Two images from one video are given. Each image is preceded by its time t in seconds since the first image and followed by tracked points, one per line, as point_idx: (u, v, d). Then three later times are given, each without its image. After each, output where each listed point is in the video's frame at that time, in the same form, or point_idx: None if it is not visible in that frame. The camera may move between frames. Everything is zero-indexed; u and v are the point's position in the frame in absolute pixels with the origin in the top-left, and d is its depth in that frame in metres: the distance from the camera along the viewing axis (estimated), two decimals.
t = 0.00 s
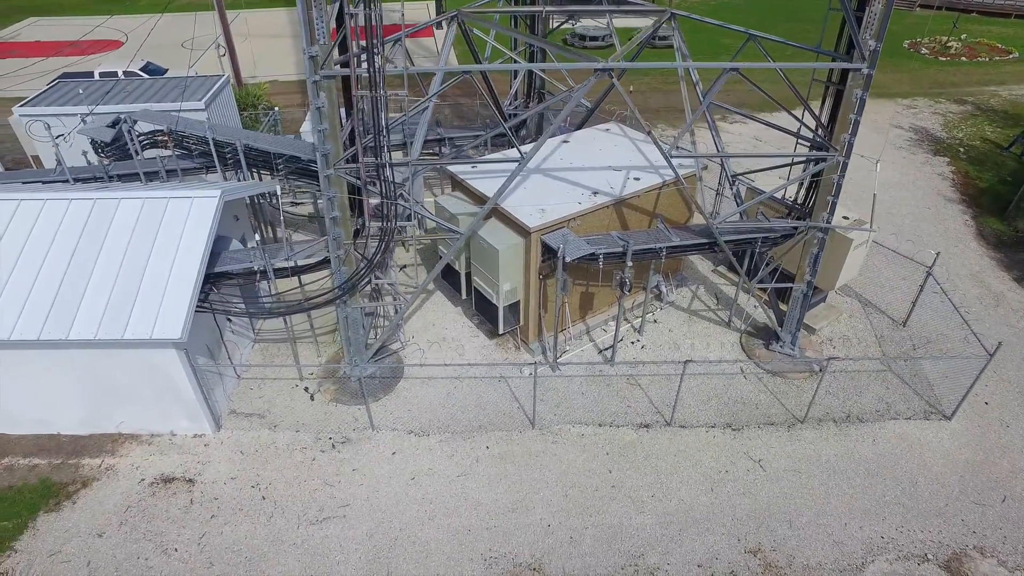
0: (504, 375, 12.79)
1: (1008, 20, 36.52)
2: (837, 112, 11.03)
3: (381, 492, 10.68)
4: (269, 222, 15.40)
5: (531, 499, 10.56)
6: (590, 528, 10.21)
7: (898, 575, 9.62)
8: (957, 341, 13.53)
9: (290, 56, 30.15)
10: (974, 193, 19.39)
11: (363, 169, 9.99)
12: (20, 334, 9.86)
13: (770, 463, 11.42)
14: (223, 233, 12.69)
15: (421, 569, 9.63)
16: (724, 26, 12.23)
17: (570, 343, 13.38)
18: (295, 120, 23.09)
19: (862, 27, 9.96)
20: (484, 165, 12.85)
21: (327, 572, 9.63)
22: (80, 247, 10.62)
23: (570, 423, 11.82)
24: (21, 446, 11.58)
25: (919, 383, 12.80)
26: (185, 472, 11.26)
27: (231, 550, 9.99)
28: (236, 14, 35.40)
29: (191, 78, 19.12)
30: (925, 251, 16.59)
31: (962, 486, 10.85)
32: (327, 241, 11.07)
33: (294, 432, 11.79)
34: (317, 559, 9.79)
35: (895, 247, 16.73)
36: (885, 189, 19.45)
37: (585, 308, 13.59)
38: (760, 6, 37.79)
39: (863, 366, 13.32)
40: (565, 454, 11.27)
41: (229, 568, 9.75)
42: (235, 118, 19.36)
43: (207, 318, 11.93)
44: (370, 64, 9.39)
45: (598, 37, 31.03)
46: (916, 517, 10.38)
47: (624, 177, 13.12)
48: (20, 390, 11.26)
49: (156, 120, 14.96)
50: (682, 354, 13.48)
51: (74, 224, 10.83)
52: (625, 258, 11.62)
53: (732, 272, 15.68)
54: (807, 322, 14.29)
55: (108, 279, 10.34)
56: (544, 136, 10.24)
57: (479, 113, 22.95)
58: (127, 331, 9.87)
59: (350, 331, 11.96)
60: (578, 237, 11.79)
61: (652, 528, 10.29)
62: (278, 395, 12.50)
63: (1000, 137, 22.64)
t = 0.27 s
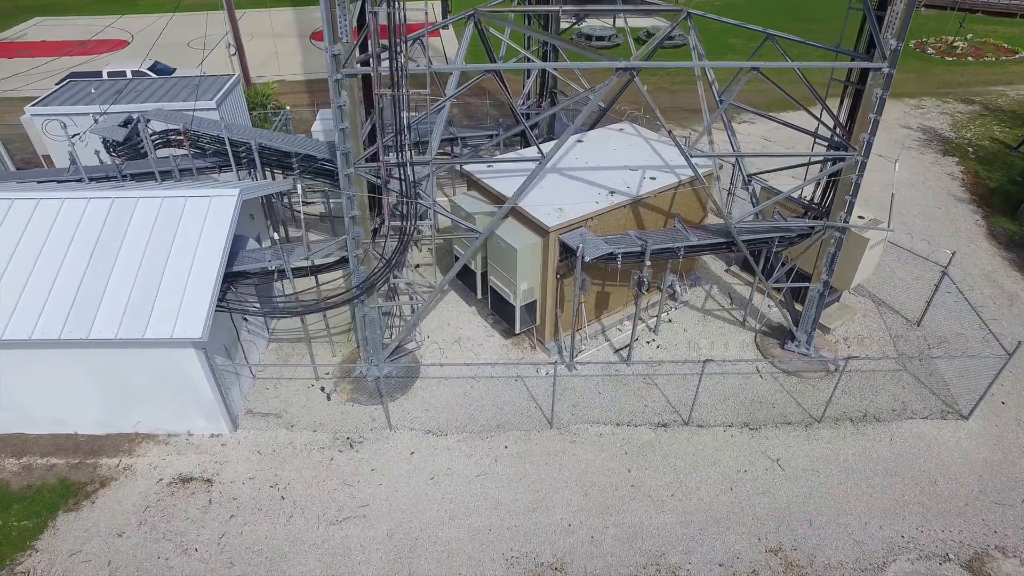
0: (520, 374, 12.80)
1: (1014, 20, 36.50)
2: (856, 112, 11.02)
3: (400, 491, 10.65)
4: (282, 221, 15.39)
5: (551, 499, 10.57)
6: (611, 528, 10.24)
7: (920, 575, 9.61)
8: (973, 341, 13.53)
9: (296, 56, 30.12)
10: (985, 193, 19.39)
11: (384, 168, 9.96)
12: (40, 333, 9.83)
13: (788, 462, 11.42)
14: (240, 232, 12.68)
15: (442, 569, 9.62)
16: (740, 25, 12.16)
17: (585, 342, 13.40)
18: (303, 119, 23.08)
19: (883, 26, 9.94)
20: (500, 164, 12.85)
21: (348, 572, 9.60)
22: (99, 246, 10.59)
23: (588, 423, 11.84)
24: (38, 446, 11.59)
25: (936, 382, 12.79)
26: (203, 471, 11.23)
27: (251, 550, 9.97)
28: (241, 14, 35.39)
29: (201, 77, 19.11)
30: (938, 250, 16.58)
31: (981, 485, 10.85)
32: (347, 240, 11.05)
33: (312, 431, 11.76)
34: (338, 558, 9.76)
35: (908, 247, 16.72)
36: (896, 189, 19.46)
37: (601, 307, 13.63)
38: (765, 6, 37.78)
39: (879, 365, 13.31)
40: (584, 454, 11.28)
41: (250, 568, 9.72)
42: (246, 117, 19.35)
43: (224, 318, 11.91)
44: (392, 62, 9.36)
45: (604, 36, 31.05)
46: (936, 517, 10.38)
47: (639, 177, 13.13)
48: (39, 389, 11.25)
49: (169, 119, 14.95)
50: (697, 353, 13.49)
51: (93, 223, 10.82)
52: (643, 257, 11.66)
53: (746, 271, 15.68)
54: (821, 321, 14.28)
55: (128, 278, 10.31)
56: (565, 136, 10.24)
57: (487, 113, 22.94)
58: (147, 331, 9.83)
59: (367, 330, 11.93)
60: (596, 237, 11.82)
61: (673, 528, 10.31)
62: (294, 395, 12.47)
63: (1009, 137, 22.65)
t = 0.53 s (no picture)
0: (537, 374, 12.81)
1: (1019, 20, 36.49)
2: (874, 112, 11.00)
3: (420, 491, 10.63)
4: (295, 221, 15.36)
5: (571, 499, 10.57)
6: (631, 527, 10.25)
7: (942, 575, 9.59)
8: (989, 341, 13.51)
9: (303, 56, 30.10)
10: (995, 193, 19.39)
11: (405, 167, 9.92)
12: (60, 333, 9.80)
13: (807, 462, 11.42)
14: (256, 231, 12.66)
15: (464, 569, 9.59)
16: (760, 25, 12.06)
17: (601, 342, 13.41)
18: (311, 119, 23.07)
19: (904, 26, 9.93)
20: (516, 163, 12.84)
21: (370, 572, 9.56)
22: (118, 244, 10.56)
23: (606, 423, 11.88)
24: (55, 446, 11.58)
25: (952, 382, 12.79)
26: (221, 472, 11.19)
27: (271, 550, 9.93)
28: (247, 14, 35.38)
29: (212, 76, 19.09)
30: (950, 250, 16.56)
31: (1001, 486, 10.85)
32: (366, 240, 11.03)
33: (329, 431, 11.72)
34: (359, 559, 9.73)
35: (920, 247, 16.70)
36: (906, 189, 19.45)
37: (616, 307, 13.67)
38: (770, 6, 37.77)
39: (895, 365, 13.30)
40: (602, 453, 11.32)
41: (271, 568, 9.68)
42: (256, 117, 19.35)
43: (242, 318, 11.89)
44: (415, 61, 9.33)
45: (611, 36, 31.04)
46: (957, 517, 10.37)
47: (656, 177, 13.14)
48: (56, 389, 11.24)
49: (182, 119, 14.93)
50: (713, 353, 13.50)
51: (112, 222, 10.80)
52: (661, 257, 11.69)
53: (759, 271, 15.67)
54: (836, 321, 14.27)
55: (147, 277, 10.26)
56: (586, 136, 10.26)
57: (496, 112, 22.93)
58: (167, 330, 9.78)
59: (385, 330, 11.94)
60: (613, 237, 11.84)
61: (693, 527, 10.31)
62: (310, 395, 12.41)
63: (1018, 137, 22.64)
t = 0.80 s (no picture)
0: (553, 374, 12.83)
1: None
2: (892, 112, 10.99)
3: (438, 492, 10.61)
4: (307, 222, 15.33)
5: (589, 499, 10.57)
6: (651, 528, 10.26)
7: None
8: (1003, 341, 13.51)
9: (309, 56, 30.07)
10: (1005, 193, 19.39)
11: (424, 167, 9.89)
12: (80, 333, 9.77)
13: (824, 462, 11.41)
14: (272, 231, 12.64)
15: (485, 569, 9.57)
16: (776, 25, 12.00)
17: (616, 343, 13.43)
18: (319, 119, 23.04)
19: (924, 26, 9.91)
20: (532, 164, 12.84)
21: (390, 573, 9.53)
22: (136, 244, 10.53)
23: (623, 423, 11.90)
24: (72, 447, 11.58)
25: (967, 382, 12.79)
26: (238, 472, 11.15)
27: (291, 551, 9.89)
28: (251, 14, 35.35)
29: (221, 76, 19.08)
30: (962, 250, 16.55)
31: (1019, 486, 10.85)
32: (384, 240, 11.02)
33: (346, 432, 11.67)
34: (380, 559, 9.70)
35: (932, 246, 16.68)
36: (916, 189, 19.45)
37: (631, 308, 13.69)
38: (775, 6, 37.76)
39: (910, 365, 13.29)
40: (620, 453, 11.37)
41: (291, 569, 9.64)
42: (266, 117, 19.35)
43: (258, 318, 11.87)
44: (436, 61, 9.30)
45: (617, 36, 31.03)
46: (976, 517, 10.36)
47: (671, 177, 13.15)
48: (73, 389, 11.22)
49: (195, 119, 14.93)
50: (728, 353, 13.51)
51: (130, 222, 10.77)
52: (679, 257, 11.72)
53: (772, 271, 15.67)
54: (850, 321, 14.26)
55: (166, 277, 10.22)
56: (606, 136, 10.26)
57: (504, 112, 22.91)
58: (188, 331, 9.75)
59: (402, 330, 11.94)
60: (631, 237, 11.87)
61: (713, 527, 10.31)
62: (326, 395, 12.37)
63: None
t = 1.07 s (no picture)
0: (568, 374, 12.86)
1: None
2: (909, 112, 11.00)
3: (456, 492, 10.61)
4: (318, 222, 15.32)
5: (607, 499, 10.59)
6: (669, 527, 10.28)
7: None
8: (1016, 341, 13.52)
9: (314, 55, 30.06)
10: (1014, 193, 19.40)
11: (444, 167, 9.90)
12: (99, 333, 9.75)
13: (840, 462, 11.41)
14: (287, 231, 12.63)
15: (504, 569, 9.57)
16: (790, 25, 11.98)
17: (629, 343, 13.45)
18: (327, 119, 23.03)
19: (944, 26, 9.93)
20: (546, 164, 12.86)
21: (410, 573, 9.52)
22: (154, 244, 10.50)
23: (639, 423, 11.94)
24: (88, 447, 11.60)
25: (981, 382, 12.81)
26: (255, 473, 11.13)
27: (310, 551, 9.88)
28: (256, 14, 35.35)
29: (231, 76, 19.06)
30: (973, 250, 16.56)
31: None
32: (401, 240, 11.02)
33: (362, 432, 11.66)
34: (398, 559, 9.68)
35: (943, 246, 16.68)
36: (925, 189, 19.46)
37: (644, 308, 13.73)
38: (780, 6, 37.76)
39: (923, 365, 13.30)
40: (636, 453, 11.40)
41: (310, 569, 9.63)
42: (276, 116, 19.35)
43: (274, 319, 11.88)
44: (457, 61, 9.31)
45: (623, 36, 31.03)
46: (994, 517, 10.36)
47: (686, 177, 13.19)
48: (91, 390, 11.23)
49: (207, 118, 14.91)
50: (742, 353, 13.53)
51: (147, 221, 10.74)
52: (695, 257, 11.78)
53: (784, 271, 15.69)
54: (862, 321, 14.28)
55: (184, 277, 10.19)
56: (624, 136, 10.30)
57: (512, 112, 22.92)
58: (207, 330, 9.72)
59: (417, 330, 11.95)
60: (647, 237, 11.92)
61: (731, 527, 10.32)
62: (341, 395, 12.35)
63: None
